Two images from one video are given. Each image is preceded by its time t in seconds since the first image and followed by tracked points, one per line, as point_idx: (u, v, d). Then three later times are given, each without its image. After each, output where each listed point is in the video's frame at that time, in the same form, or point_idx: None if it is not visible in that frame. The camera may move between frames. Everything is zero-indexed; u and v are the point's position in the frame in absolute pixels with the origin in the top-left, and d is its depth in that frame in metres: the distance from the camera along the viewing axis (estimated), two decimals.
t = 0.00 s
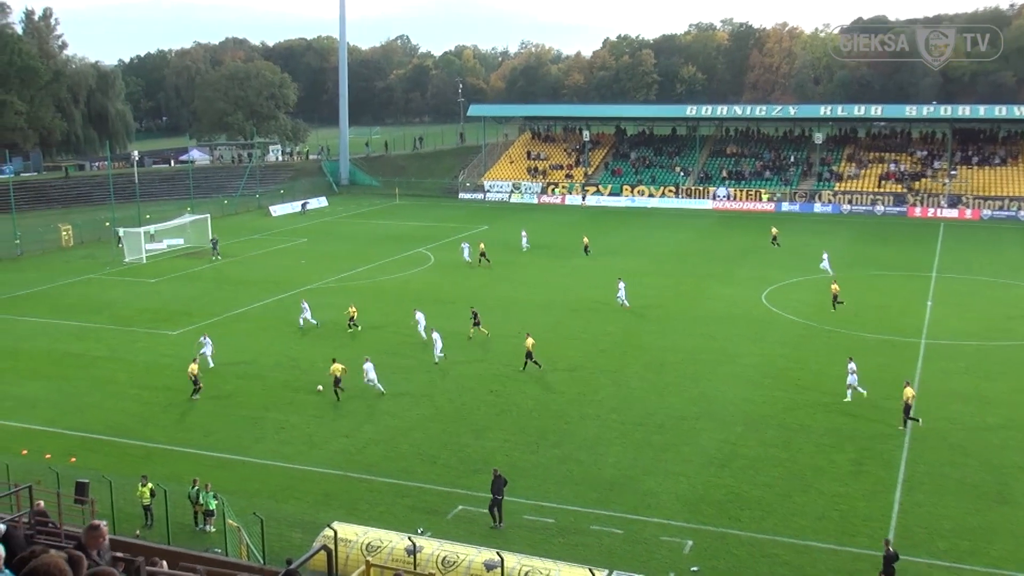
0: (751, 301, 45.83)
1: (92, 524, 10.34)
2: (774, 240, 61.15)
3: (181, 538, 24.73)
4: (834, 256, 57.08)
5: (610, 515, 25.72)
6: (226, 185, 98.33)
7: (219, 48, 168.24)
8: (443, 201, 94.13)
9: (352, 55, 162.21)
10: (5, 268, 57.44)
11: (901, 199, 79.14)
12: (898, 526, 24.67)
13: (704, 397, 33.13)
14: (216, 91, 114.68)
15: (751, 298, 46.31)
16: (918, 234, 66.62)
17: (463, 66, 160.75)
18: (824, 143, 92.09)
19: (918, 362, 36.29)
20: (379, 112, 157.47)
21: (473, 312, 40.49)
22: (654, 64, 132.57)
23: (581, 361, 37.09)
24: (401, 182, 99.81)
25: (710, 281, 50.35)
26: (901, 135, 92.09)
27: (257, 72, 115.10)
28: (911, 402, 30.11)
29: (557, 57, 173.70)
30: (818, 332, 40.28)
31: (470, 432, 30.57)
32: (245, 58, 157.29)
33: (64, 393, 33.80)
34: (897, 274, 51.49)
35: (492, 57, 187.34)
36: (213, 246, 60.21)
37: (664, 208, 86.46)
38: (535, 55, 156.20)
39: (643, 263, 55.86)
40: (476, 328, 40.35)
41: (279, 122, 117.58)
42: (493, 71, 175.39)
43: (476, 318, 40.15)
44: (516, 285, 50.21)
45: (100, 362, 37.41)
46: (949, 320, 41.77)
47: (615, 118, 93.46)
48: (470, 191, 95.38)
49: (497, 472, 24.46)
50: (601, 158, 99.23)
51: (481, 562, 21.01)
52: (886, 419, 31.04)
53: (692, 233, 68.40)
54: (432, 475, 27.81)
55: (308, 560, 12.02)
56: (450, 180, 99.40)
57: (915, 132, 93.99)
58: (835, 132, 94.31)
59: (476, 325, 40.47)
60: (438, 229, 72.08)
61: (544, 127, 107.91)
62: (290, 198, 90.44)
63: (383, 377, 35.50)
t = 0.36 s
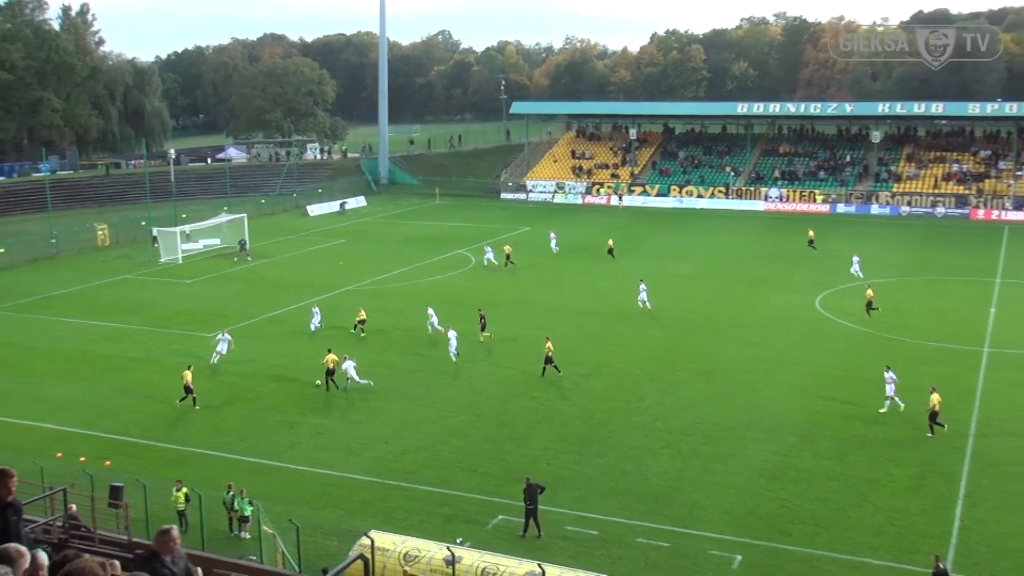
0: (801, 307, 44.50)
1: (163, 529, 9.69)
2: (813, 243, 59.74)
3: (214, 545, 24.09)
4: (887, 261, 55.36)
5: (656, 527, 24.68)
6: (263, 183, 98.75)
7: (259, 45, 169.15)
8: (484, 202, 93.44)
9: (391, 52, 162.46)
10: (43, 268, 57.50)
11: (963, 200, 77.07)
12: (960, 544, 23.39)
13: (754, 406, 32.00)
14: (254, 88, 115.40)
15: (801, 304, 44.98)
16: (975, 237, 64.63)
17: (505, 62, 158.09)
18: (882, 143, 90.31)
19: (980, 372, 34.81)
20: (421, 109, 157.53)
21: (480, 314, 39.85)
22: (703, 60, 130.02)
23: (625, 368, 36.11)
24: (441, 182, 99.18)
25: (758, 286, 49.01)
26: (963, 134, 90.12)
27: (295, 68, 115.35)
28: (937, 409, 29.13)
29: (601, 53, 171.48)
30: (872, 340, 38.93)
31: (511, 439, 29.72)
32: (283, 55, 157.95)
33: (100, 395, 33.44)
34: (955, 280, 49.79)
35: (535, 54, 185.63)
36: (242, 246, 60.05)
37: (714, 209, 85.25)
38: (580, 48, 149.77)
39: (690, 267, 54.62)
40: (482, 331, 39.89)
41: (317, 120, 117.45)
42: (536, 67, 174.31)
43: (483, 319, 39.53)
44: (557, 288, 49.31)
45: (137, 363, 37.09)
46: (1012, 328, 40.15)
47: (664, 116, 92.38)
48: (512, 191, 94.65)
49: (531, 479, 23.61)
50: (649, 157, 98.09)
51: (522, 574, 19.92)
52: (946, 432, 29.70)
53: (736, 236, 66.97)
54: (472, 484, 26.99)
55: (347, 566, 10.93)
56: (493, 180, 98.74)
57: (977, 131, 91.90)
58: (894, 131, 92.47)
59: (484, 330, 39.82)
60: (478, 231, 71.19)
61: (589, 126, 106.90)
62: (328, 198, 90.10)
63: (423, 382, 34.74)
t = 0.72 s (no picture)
0: (844, 311, 44.07)
1: (249, 537, 9.90)
2: (836, 248, 59.46)
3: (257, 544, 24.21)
4: (934, 265, 54.61)
5: (697, 532, 24.43)
6: (306, 185, 100.09)
7: (302, 48, 171.16)
8: (526, 204, 93.72)
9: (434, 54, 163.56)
10: (91, 268, 58.45)
11: (1012, 204, 75.84)
12: (1007, 553, 22.94)
13: (795, 411, 31.72)
14: (298, 91, 116.94)
15: (844, 308, 44.54)
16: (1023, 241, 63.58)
17: (547, 64, 157.59)
18: (928, 145, 89.18)
19: None
20: (463, 111, 158.39)
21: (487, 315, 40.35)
22: (747, 62, 129.00)
23: (666, 371, 35.95)
24: (483, 185, 98.78)
25: (801, 290, 48.60)
26: (1012, 136, 88.75)
27: (338, 71, 116.19)
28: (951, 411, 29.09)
29: (644, 54, 170.71)
30: (917, 345, 38.47)
31: (551, 442, 29.70)
32: (326, 58, 159.68)
33: (145, 394, 33.92)
34: (1003, 284, 49.01)
35: (577, 56, 185.64)
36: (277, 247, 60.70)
37: (757, 212, 84.83)
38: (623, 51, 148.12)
39: (732, 270, 54.34)
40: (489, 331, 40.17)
41: (360, 123, 118.08)
42: (578, 69, 174.52)
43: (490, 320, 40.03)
44: (598, 291, 49.25)
45: (181, 363, 37.54)
46: None
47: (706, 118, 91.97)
48: (553, 193, 94.91)
49: (566, 480, 23.55)
50: (691, 159, 97.73)
51: None
52: (993, 439, 29.23)
53: (778, 239, 66.50)
54: (512, 486, 26.98)
55: (384, 567, 10.78)
56: (533, 182, 99.01)
57: None
58: (940, 133, 91.26)
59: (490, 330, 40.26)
60: (519, 233, 71.27)
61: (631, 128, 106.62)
62: (369, 199, 90.65)
63: (462, 384, 34.84)
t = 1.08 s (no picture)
0: (877, 314, 43.70)
1: (338, 542, 9.45)
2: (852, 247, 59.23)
3: (287, 543, 24.26)
4: (969, 269, 54.02)
5: (727, 535, 24.17)
6: (338, 187, 100.93)
7: (334, 50, 172.31)
8: (557, 205, 93.88)
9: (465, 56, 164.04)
10: (125, 268, 59.04)
11: None
12: None
13: (827, 415, 31.47)
14: (330, 93, 117.76)
15: (877, 311, 44.16)
16: None
17: (579, 65, 157.56)
18: (963, 147, 88.21)
19: None
20: (494, 112, 158.77)
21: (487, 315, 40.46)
22: (779, 63, 128.12)
23: (696, 374, 35.80)
24: (515, 186, 99.13)
25: (833, 293, 48.24)
26: None
27: (370, 73, 117.06)
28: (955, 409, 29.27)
29: (675, 56, 170.10)
30: (953, 349, 38.06)
31: (581, 444, 29.64)
32: (358, 59, 160.65)
33: (178, 394, 34.18)
34: None
35: (608, 58, 185.30)
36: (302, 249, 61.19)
37: (789, 214, 84.37)
38: (654, 52, 150.30)
39: (764, 272, 54.08)
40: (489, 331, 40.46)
41: (392, 124, 118.86)
42: (609, 70, 174.26)
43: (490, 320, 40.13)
44: (629, 293, 49.17)
45: (214, 363, 37.83)
46: None
47: (738, 120, 91.65)
48: (584, 195, 95.04)
49: (594, 482, 23.47)
50: (723, 160, 97.40)
51: None
52: None
53: (810, 241, 66.08)
54: (542, 488, 26.94)
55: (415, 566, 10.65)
56: (564, 184, 99.12)
57: None
58: (975, 134, 90.24)
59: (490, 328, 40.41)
60: (550, 235, 71.23)
61: (662, 130, 106.36)
62: (400, 201, 90.96)
63: (493, 385, 34.87)
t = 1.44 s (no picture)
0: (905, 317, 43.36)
1: (420, 556, 8.40)
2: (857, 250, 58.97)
3: (313, 541, 24.29)
4: (998, 271, 53.52)
5: (753, 538, 23.92)
6: (365, 188, 101.54)
7: (361, 51, 173.34)
8: (583, 207, 94.03)
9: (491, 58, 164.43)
10: (154, 268, 59.56)
11: None
12: None
13: (854, 419, 31.25)
14: (357, 95, 118.34)
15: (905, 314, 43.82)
16: None
17: (605, 66, 157.46)
18: (992, 148, 87.41)
19: None
20: (520, 113, 159.51)
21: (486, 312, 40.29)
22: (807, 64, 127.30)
23: (723, 375, 35.67)
24: (540, 187, 99.69)
25: (859, 295, 47.94)
26: None
27: (396, 75, 117.58)
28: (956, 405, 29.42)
29: (702, 57, 169.67)
30: (982, 352, 37.70)
31: (606, 446, 29.60)
32: (384, 61, 161.49)
33: (205, 393, 34.41)
34: None
35: (634, 59, 185.04)
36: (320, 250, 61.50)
37: (816, 216, 83.94)
38: (680, 53, 150.91)
39: (790, 273, 53.84)
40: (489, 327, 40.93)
41: (417, 125, 119.33)
42: (635, 71, 174.06)
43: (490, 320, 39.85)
44: (655, 294, 49.09)
45: (241, 363, 38.06)
46: None
47: (764, 121, 91.39)
48: (610, 197, 95.14)
49: (619, 484, 23.31)
50: (749, 162, 97.07)
51: None
52: None
53: (836, 243, 65.73)
54: (567, 489, 26.89)
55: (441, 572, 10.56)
56: (589, 185, 99.21)
57: None
58: (1005, 135, 89.37)
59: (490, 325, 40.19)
60: (575, 236, 71.22)
61: (688, 131, 106.07)
62: (425, 202, 91.26)
63: (517, 386, 34.89)
